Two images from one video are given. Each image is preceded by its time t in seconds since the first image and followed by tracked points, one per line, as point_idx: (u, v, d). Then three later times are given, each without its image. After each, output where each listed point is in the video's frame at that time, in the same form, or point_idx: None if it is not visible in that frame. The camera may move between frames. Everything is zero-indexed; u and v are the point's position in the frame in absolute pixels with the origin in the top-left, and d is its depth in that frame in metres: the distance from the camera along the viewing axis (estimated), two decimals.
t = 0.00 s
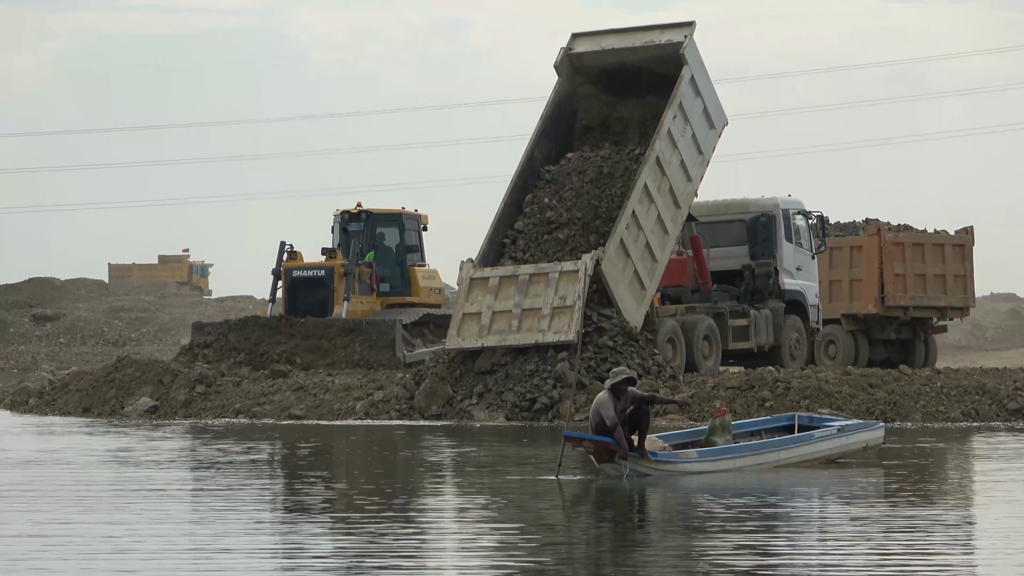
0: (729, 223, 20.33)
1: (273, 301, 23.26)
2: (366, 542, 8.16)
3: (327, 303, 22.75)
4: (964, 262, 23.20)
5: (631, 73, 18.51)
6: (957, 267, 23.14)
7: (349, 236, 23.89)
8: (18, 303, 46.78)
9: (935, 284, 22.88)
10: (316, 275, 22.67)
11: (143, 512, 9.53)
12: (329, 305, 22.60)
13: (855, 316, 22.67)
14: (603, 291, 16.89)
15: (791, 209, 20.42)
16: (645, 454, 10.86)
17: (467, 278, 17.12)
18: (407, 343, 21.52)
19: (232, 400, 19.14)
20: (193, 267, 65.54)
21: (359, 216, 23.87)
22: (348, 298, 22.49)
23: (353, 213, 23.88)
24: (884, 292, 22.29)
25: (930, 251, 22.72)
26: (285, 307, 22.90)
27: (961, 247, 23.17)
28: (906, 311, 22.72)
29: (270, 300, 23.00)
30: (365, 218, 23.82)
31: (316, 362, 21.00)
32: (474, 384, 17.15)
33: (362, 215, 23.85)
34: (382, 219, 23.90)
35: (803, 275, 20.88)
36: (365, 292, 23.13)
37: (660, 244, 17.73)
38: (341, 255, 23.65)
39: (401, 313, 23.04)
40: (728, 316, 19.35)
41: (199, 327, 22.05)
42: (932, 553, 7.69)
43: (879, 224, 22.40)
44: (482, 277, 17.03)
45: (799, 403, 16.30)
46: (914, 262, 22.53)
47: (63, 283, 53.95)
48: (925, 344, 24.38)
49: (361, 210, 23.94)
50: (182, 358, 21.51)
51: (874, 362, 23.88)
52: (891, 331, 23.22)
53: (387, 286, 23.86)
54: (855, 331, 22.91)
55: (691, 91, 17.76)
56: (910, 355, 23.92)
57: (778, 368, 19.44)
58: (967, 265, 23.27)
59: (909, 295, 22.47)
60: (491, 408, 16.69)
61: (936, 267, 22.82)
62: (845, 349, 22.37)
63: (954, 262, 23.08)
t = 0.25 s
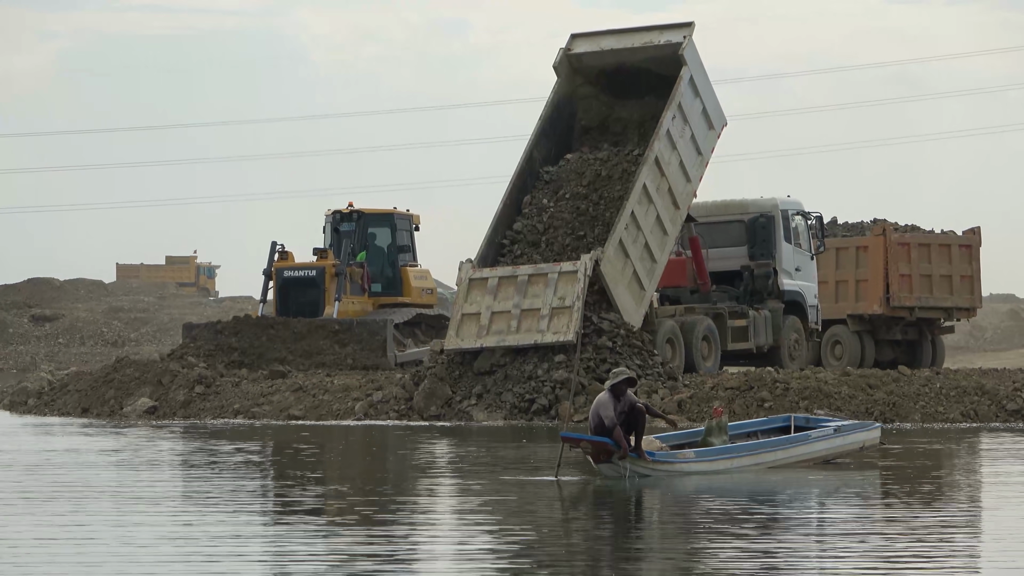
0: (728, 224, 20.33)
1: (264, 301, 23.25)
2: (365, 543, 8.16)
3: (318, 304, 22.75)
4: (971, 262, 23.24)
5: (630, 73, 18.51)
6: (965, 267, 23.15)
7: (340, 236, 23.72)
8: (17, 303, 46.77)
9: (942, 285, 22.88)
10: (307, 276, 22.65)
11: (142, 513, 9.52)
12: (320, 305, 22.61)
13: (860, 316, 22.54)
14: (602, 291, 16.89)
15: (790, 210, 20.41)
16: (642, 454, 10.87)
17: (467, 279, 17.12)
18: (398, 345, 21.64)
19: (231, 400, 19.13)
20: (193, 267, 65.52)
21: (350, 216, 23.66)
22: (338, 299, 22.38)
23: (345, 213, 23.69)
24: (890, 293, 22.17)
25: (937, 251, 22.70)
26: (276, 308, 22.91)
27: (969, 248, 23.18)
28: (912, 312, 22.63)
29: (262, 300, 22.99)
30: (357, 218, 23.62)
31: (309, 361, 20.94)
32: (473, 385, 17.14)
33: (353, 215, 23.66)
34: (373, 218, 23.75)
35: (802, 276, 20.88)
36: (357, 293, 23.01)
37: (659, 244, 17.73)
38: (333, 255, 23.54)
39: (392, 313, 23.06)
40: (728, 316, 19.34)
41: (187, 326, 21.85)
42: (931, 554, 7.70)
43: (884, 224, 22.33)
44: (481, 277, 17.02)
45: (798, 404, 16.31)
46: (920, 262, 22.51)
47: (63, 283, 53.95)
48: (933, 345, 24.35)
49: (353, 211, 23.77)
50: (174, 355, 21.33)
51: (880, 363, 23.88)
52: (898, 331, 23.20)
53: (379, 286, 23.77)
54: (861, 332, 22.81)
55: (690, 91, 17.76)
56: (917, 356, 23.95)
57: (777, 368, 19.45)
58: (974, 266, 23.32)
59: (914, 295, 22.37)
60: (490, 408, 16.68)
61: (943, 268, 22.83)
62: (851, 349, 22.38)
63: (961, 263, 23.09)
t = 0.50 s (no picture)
0: (726, 224, 20.33)
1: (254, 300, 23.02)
2: (364, 544, 8.15)
3: (309, 303, 22.55)
4: (977, 262, 23.14)
5: (628, 74, 18.52)
6: (972, 267, 23.07)
7: (331, 235, 23.94)
8: (15, 303, 46.75)
9: (948, 285, 22.82)
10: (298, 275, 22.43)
11: (140, 513, 9.51)
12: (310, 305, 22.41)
13: (866, 316, 22.55)
14: (601, 291, 16.90)
15: (789, 210, 20.43)
16: (638, 453, 10.89)
17: (465, 279, 17.12)
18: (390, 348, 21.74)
19: (229, 400, 19.14)
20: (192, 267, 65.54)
21: (341, 215, 23.92)
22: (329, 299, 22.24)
23: (336, 213, 23.94)
24: (895, 292, 22.15)
25: (942, 251, 22.68)
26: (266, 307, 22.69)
27: (976, 247, 23.08)
28: (917, 311, 22.62)
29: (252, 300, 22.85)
30: (347, 218, 23.87)
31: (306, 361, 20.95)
32: (472, 385, 17.15)
33: (344, 214, 23.89)
34: (365, 218, 24.01)
35: (800, 276, 20.90)
36: (348, 292, 22.97)
37: (658, 244, 17.73)
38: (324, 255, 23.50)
39: (382, 313, 23.08)
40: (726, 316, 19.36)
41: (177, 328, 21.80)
42: (929, 554, 7.71)
43: (889, 224, 22.35)
44: (479, 277, 17.02)
45: (797, 404, 16.32)
46: (925, 262, 22.48)
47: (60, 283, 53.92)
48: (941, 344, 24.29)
49: (344, 210, 24.02)
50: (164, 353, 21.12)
51: (886, 363, 23.93)
52: (904, 331, 23.18)
53: (370, 286, 23.78)
54: (867, 332, 22.87)
55: (688, 92, 17.77)
56: (925, 356, 23.89)
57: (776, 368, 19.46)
58: (981, 266, 23.19)
59: (919, 295, 22.36)
60: (488, 408, 16.68)
61: (949, 267, 22.77)
62: (856, 351, 22.49)
63: (968, 263, 23.02)
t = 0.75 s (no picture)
0: (725, 223, 20.33)
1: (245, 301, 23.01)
2: (362, 544, 8.15)
3: (299, 304, 22.54)
4: (984, 262, 22.78)
5: (628, 73, 18.51)
6: (977, 267, 22.72)
7: (322, 235, 23.89)
8: (13, 303, 46.69)
9: (953, 284, 22.54)
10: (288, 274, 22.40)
11: (137, 513, 9.50)
12: (301, 305, 22.38)
13: (871, 316, 22.46)
14: (599, 292, 16.91)
15: (787, 210, 20.43)
16: (636, 453, 10.91)
17: (463, 279, 17.11)
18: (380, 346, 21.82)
19: (227, 400, 19.13)
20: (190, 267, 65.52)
21: (332, 214, 23.87)
22: (320, 299, 22.20)
23: (327, 212, 23.90)
24: (898, 292, 22.02)
25: (947, 251, 22.39)
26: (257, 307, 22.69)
27: (981, 246, 22.75)
28: (922, 311, 22.44)
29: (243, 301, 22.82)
30: (339, 217, 23.80)
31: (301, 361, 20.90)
32: (470, 385, 17.14)
33: (335, 214, 23.85)
34: (356, 217, 23.92)
35: (799, 276, 20.89)
36: (338, 292, 22.94)
37: (656, 244, 17.73)
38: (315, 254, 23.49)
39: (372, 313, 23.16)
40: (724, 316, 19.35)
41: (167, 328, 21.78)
42: (928, 553, 7.73)
43: (893, 224, 22.22)
44: (478, 277, 17.01)
45: (795, 404, 16.33)
46: (930, 261, 22.25)
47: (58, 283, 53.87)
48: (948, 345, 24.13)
49: (335, 209, 23.99)
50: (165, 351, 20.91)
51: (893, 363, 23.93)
52: (909, 331, 23.05)
53: (361, 285, 23.84)
54: (872, 332, 22.76)
55: (687, 92, 17.77)
56: (930, 356, 23.83)
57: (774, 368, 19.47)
58: (986, 266, 22.83)
59: (924, 295, 22.17)
60: (486, 408, 16.68)
61: (954, 267, 22.48)
62: (862, 351, 22.42)
63: (972, 262, 22.68)
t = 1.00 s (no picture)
0: (723, 222, 20.30)
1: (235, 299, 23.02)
2: (362, 542, 8.14)
3: (289, 303, 22.59)
4: (988, 260, 22.83)
5: (625, 72, 18.52)
6: (981, 265, 22.75)
7: (312, 233, 23.44)
8: (11, 302, 46.68)
9: (957, 282, 22.53)
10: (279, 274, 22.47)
11: (134, 513, 9.47)
12: (291, 303, 22.42)
13: (876, 314, 22.39)
14: (598, 290, 16.92)
15: (785, 208, 20.43)
16: (632, 451, 10.90)
17: (461, 277, 17.11)
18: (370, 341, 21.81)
19: (226, 399, 19.13)
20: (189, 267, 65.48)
21: (323, 212, 23.43)
22: (309, 297, 22.23)
23: (318, 210, 23.44)
24: (902, 290, 21.95)
25: (951, 249, 22.42)
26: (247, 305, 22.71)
27: (985, 245, 22.80)
28: (926, 309, 22.36)
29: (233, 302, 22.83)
30: (329, 215, 23.31)
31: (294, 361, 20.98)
32: (468, 384, 17.14)
33: (326, 212, 23.42)
34: (346, 216, 23.52)
35: (797, 274, 20.89)
36: (329, 291, 22.90)
37: (654, 242, 17.73)
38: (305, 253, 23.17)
39: (364, 310, 22.97)
40: (723, 314, 19.36)
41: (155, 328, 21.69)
42: (926, 551, 7.74)
43: (897, 222, 22.17)
44: (475, 276, 17.01)
45: (794, 402, 16.33)
46: (934, 259, 22.24)
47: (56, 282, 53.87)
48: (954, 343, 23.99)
49: (325, 207, 23.52)
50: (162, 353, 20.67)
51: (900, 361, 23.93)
52: (914, 329, 23.04)
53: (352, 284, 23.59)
54: (877, 331, 22.75)
55: (685, 90, 17.78)
56: (937, 354, 23.71)
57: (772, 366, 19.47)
58: (991, 263, 22.87)
59: (928, 293, 22.10)
60: (484, 407, 16.68)
61: (958, 265, 22.50)
62: (867, 349, 22.46)
63: (977, 260, 22.72)
